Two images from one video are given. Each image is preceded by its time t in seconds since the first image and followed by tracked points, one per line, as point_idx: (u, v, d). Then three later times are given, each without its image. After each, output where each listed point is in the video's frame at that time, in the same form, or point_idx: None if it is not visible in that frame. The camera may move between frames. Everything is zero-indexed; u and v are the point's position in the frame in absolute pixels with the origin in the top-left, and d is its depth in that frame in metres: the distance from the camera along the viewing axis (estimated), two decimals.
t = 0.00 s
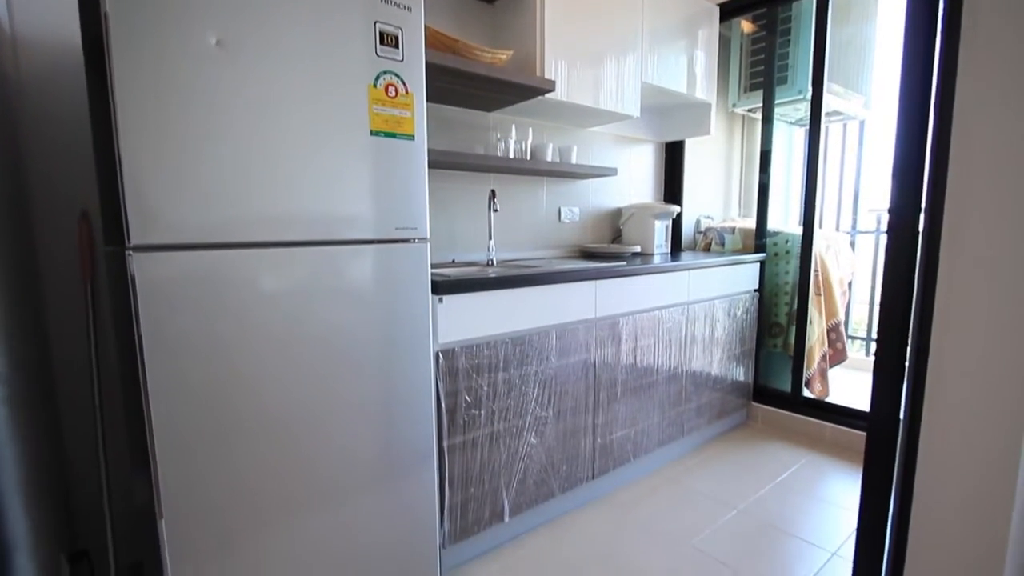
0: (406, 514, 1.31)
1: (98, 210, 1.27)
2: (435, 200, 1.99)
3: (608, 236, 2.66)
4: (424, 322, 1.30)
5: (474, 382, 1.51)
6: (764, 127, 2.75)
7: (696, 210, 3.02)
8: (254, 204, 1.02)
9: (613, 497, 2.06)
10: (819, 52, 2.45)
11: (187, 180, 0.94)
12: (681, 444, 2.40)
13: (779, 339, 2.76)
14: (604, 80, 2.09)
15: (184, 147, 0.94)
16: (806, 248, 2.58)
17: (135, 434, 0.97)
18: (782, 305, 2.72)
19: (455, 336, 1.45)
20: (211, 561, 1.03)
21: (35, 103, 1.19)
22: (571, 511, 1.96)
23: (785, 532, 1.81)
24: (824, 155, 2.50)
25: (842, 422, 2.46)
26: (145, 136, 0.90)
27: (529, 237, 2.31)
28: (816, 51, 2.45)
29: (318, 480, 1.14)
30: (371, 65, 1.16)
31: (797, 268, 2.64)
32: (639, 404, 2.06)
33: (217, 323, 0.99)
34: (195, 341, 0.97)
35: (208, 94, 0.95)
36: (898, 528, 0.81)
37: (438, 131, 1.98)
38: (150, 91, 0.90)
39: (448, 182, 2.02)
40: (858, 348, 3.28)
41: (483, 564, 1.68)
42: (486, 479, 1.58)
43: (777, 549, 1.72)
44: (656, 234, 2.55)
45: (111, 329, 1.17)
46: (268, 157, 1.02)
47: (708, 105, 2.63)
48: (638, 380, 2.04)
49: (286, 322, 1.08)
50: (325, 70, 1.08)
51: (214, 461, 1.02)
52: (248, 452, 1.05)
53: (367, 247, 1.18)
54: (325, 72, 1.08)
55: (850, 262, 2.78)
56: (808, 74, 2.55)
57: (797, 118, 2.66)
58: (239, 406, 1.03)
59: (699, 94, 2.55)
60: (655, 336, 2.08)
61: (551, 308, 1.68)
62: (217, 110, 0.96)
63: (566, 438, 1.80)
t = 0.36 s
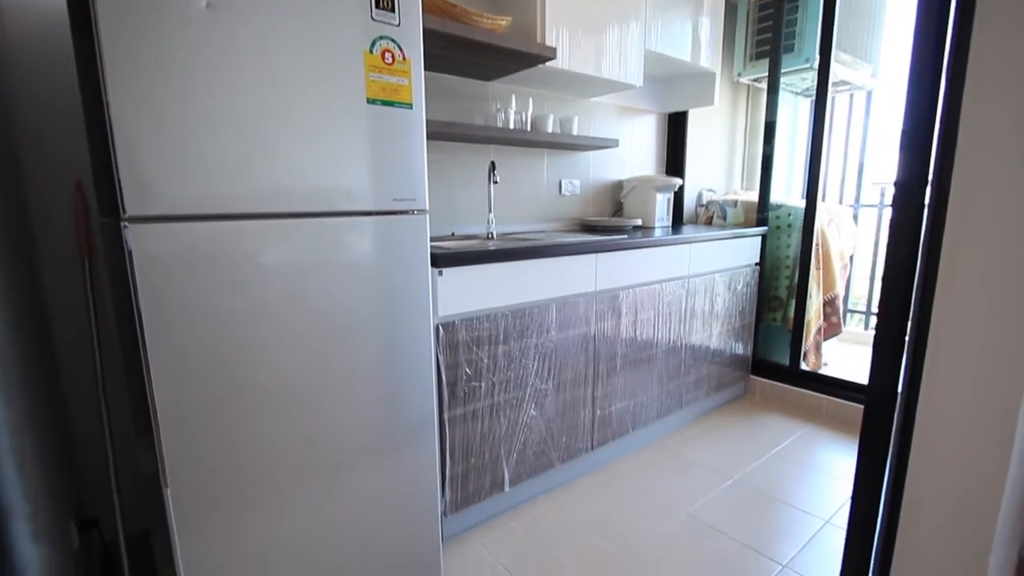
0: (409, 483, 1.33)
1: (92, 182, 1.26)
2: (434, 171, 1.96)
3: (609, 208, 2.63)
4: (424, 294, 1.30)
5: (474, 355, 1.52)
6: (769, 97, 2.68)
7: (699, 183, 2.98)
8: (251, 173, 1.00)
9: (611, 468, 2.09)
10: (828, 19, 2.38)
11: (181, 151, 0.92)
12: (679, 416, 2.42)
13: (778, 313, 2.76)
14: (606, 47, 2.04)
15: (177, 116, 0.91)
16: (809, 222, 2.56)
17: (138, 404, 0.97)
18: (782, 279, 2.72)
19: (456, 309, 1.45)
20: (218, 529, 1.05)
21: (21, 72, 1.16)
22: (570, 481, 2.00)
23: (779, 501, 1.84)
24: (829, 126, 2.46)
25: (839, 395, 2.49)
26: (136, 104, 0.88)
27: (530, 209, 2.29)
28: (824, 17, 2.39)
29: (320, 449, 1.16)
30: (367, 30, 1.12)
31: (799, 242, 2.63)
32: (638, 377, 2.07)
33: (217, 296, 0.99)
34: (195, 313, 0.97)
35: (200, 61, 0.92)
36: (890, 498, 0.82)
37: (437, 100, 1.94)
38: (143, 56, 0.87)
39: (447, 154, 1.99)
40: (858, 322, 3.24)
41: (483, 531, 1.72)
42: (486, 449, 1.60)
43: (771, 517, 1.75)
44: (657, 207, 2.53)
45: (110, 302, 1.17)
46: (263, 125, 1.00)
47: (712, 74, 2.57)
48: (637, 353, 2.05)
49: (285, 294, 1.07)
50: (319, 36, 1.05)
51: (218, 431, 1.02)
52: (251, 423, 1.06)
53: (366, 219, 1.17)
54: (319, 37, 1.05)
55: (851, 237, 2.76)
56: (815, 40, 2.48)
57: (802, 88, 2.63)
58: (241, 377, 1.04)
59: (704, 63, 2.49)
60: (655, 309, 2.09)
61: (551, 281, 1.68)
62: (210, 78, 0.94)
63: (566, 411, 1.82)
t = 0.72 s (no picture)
0: (410, 461, 1.34)
1: (86, 160, 1.24)
2: (433, 150, 1.93)
3: (610, 187, 2.61)
4: (424, 273, 1.29)
5: (475, 334, 1.52)
6: (774, 74, 2.64)
7: (701, 162, 2.95)
8: (247, 150, 0.98)
9: (610, 446, 2.11)
10: None
11: (175, 127, 0.91)
12: (678, 395, 2.44)
13: (779, 293, 2.76)
14: (609, 22, 1.99)
15: (170, 91, 0.89)
16: (811, 201, 2.55)
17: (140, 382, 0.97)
18: (783, 259, 2.71)
19: (455, 288, 1.44)
20: (222, 505, 1.06)
21: (11, 45, 1.13)
22: (569, 458, 2.02)
23: (776, 478, 1.87)
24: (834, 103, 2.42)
25: (838, 374, 2.50)
26: (128, 78, 0.86)
27: (530, 188, 2.27)
28: None
29: (321, 427, 1.16)
30: (363, 2, 1.09)
31: (801, 222, 2.61)
32: (637, 356, 2.08)
33: (215, 274, 0.98)
34: (194, 292, 0.97)
35: (191, 32, 0.90)
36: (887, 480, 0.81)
37: (436, 76, 1.90)
38: (135, 28, 0.85)
39: (446, 132, 1.96)
40: (858, 302, 3.31)
41: (483, 508, 1.74)
42: (487, 428, 1.62)
43: (767, 493, 1.78)
44: (658, 186, 2.51)
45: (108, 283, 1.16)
46: (257, 100, 0.98)
47: (716, 50, 2.52)
48: (637, 333, 2.05)
49: (284, 274, 1.06)
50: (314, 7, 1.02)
51: (220, 410, 1.03)
52: (252, 401, 1.06)
53: (364, 196, 1.16)
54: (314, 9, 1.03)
55: (853, 215, 2.76)
56: (822, 15, 2.46)
57: (808, 65, 2.62)
58: (241, 357, 1.04)
59: (708, 38, 2.44)
60: (656, 289, 2.08)
61: (551, 260, 1.67)
62: (202, 51, 0.91)
63: (565, 389, 1.83)
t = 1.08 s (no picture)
0: (411, 441, 1.35)
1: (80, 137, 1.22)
2: (432, 129, 1.91)
3: (611, 168, 2.59)
4: (423, 253, 1.28)
5: (475, 315, 1.52)
6: (779, 53, 2.58)
7: (703, 142, 2.92)
8: (243, 129, 0.97)
9: (609, 426, 2.13)
10: None
11: (170, 105, 0.89)
12: (677, 376, 2.45)
13: (779, 274, 2.75)
14: None
15: (163, 68, 0.87)
16: (813, 182, 2.53)
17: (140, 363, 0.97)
18: (784, 241, 2.70)
19: (455, 269, 1.44)
20: (225, 484, 1.07)
21: None
22: (569, 438, 2.04)
23: (772, 457, 1.89)
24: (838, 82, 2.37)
25: (836, 355, 2.51)
26: (120, 55, 0.83)
27: (530, 169, 2.25)
28: None
29: (321, 407, 1.17)
30: None
31: (802, 204, 2.61)
32: (637, 338, 2.09)
33: (214, 256, 0.98)
34: (193, 273, 0.96)
35: (183, 7, 0.87)
36: (881, 468, 0.80)
37: (434, 54, 1.87)
38: (125, 1, 0.82)
39: (446, 111, 1.93)
40: (858, 285, 3.28)
41: (484, 487, 1.76)
42: (486, 408, 1.63)
43: (764, 472, 1.80)
44: (660, 166, 2.48)
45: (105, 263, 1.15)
46: (252, 77, 0.96)
47: (720, 26, 2.47)
48: (637, 314, 2.06)
49: (282, 255, 1.06)
50: None
51: (221, 391, 1.03)
52: (253, 382, 1.07)
53: (361, 175, 1.14)
54: None
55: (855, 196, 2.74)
56: None
57: (813, 42, 2.63)
58: (241, 338, 1.04)
59: (712, 15, 2.39)
60: (656, 271, 2.08)
61: (551, 241, 1.66)
62: (194, 26, 0.89)
63: (565, 370, 1.84)
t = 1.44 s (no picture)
0: (412, 421, 1.36)
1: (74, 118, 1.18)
2: (432, 109, 1.89)
3: (612, 149, 2.56)
4: (422, 234, 1.28)
5: (474, 297, 1.52)
6: (784, 30, 2.54)
7: (706, 122, 2.88)
8: (239, 107, 0.95)
9: (609, 407, 2.15)
10: None
11: (164, 83, 0.87)
12: (677, 358, 2.46)
13: (779, 257, 2.74)
14: None
15: (156, 44, 0.85)
16: (816, 161, 2.50)
17: (140, 345, 0.97)
18: (785, 222, 2.68)
19: (455, 250, 1.43)
20: (227, 465, 1.07)
21: None
22: (568, 419, 2.06)
23: (770, 437, 1.91)
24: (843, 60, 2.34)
25: (835, 337, 2.52)
26: (112, 29, 0.81)
27: (530, 149, 2.22)
28: None
29: (322, 388, 1.18)
30: None
31: (804, 185, 2.59)
32: (637, 319, 2.09)
33: (212, 236, 0.97)
34: (192, 254, 0.95)
35: None
36: (878, 447, 0.80)
37: (434, 31, 1.83)
38: None
39: (445, 90, 1.91)
40: (858, 267, 3.28)
41: (484, 467, 1.78)
42: (487, 389, 1.64)
43: (761, 452, 1.82)
44: (661, 147, 2.46)
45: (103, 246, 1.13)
46: (248, 54, 0.94)
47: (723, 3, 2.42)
48: (637, 296, 2.06)
49: (281, 236, 1.05)
50: None
51: (222, 372, 1.03)
52: (254, 363, 1.07)
53: (360, 155, 1.13)
54: None
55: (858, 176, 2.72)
56: None
57: (819, 20, 2.55)
58: (241, 319, 1.03)
59: None
60: (656, 252, 2.07)
61: (551, 222, 1.65)
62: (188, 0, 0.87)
63: (565, 352, 1.85)
